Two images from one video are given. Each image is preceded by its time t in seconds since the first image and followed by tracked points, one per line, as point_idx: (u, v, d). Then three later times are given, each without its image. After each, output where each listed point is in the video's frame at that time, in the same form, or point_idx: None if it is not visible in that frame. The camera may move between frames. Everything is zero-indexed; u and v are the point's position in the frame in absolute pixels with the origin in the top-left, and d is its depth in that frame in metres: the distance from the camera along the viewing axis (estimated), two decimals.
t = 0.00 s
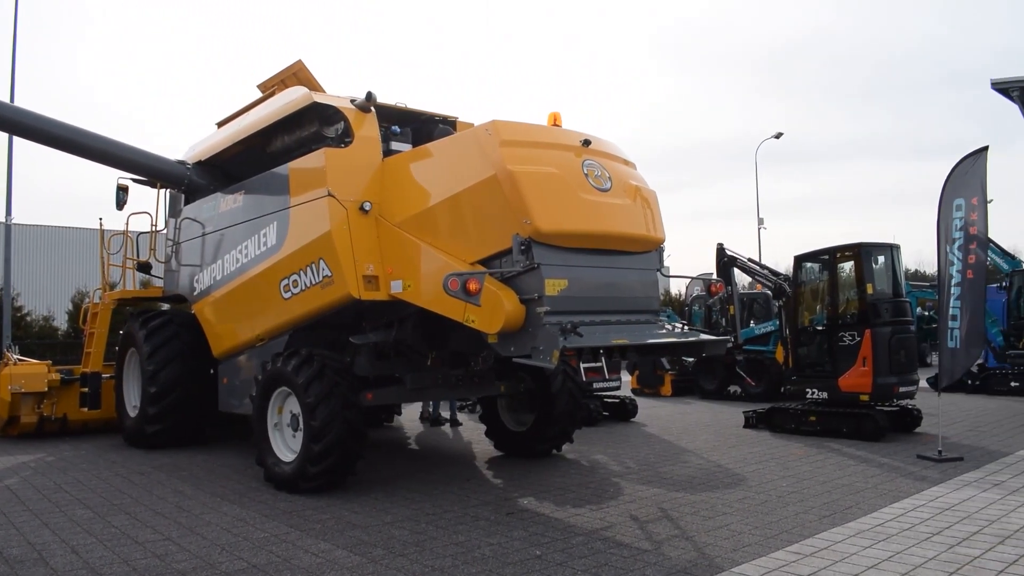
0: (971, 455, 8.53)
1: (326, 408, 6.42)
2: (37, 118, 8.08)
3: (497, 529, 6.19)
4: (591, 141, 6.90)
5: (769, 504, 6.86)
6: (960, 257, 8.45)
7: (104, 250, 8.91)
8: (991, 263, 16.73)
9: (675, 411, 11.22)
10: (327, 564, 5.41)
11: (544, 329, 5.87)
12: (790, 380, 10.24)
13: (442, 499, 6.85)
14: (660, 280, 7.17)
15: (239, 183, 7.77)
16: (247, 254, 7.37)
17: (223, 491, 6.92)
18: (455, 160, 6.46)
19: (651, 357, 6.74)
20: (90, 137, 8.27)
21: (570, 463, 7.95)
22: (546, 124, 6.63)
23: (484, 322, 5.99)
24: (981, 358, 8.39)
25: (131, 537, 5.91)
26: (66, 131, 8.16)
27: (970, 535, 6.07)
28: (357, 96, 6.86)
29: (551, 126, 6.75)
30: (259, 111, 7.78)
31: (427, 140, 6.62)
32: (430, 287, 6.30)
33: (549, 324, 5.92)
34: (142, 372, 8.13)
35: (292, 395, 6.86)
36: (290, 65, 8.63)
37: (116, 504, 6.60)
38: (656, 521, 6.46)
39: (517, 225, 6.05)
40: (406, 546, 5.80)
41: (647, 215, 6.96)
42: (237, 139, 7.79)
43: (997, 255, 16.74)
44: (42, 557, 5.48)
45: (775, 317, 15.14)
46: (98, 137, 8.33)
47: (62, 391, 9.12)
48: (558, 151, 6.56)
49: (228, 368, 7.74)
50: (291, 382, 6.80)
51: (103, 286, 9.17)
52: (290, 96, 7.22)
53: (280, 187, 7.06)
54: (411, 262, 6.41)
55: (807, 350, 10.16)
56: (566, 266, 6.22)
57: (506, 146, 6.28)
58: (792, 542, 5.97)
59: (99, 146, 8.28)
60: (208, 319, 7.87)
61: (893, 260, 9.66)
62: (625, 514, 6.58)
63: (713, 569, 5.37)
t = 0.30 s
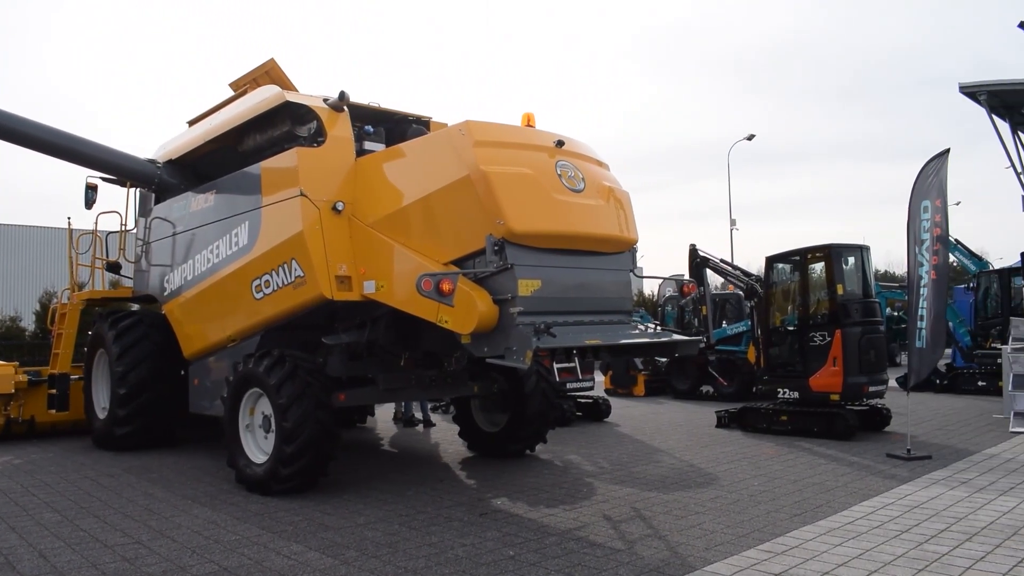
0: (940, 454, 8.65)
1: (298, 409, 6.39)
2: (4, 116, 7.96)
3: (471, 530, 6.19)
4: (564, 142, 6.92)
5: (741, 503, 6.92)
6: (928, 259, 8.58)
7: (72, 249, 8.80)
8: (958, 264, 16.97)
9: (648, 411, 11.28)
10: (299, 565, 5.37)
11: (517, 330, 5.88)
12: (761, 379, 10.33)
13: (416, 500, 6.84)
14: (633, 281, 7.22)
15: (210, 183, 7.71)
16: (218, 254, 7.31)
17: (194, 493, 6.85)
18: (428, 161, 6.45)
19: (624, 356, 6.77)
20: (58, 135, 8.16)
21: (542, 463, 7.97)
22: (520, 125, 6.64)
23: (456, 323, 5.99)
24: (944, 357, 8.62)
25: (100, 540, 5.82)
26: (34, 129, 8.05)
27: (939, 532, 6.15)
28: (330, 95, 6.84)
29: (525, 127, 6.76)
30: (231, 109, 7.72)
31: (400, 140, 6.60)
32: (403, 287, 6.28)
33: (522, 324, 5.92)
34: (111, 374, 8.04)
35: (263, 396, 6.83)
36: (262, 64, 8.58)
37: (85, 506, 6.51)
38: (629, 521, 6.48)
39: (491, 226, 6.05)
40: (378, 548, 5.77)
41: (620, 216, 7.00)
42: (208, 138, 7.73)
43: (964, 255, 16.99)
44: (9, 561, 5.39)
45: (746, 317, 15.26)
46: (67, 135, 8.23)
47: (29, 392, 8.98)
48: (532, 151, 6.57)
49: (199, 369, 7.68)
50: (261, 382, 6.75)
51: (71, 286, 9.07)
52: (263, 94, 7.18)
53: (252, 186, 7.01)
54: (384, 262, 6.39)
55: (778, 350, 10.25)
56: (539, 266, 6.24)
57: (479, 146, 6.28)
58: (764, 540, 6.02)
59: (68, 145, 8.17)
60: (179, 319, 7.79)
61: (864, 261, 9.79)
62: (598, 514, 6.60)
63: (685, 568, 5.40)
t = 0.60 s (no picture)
0: (909, 452, 8.77)
1: (270, 410, 6.35)
2: None
3: (445, 531, 6.17)
4: (538, 142, 6.94)
5: (713, 502, 6.97)
6: (899, 260, 8.73)
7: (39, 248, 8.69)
8: (927, 265, 17.21)
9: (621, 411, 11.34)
10: (271, 568, 5.33)
11: (491, 330, 5.88)
12: (734, 379, 10.42)
13: (389, 500, 6.82)
14: (606, 281, 7.25)
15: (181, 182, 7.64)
16: (189, 253, 7.24)
17: (164, 496, 6.77)
18: (401, 161, 6.44)
19: (597, 357, 6.76)
20: (26, 133, 8.03)
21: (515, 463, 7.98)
22: (493, 125, 6.64)
23: (430, 323, 5.97)
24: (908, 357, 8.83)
25: (68, 543, 5.74)
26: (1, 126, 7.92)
27: (907, 529, 6.24)
28: (303, 94, 6.81)
29: (498, 127, 6.76)
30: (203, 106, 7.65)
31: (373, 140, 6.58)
32: (376, 288, 6.26)
33: (495, 324, 5.93)
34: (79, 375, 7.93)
35: (234, 397, 6.77)
36: (234, 62, 8.51)
37: (53, 510, 6.42)
38: (602, 521, 6.50)
39: (464, 226, 6.05)
40: (351, 549, 5.74)
41: (593, 217, 7.03)
42: (179, 137, 7.65)
43: (932, 256, 17.24)
44: None
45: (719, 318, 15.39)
46: (34, 133, 8.10)
47: None
48: (505, 152, 6.58)
49: (169, 370, 7.61)
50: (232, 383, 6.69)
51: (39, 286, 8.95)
52: (236, 93, 7.12)
53: (223, 185, 6.95)
54: (357, 262, 6.36)
55: (750, 349, 10.35)
56: (513, 267, 6.24)
57: (453, 146, 6.27)
58: (736, 539, 6.07)
59: (35, 142, 8.05)
60: (149, 320, 7.71)
61: (834, 262, 9.91)
62: (571, 514, 6.62)
63: (658, 567, 5.43)
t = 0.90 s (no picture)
0: (881, 451, 8.87)
1: (243, 411, 6.30)
2: None
3: (421, 532, 6.15)
4: (513, 143, 6.94)
5: (688, 501, 7.02)
6: (876, 262, 8.79)
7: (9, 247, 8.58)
8: (900, 266, 17.42)
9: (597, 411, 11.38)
10: (246, 570, 5.29)
11: (466, 330, 5.88)
12: (709, 379, 10.49)
13: (364, 501, 6.80)
14: (582, 281, 7.27)
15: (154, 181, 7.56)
16: (161, 253, 7.17)
17: (136, 498, 6.70)
18: (377, 160, 6.42)
19: (573, 356, 6.77)
20: None
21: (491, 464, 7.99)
22: (469, 125, 6.64)
23: (405, 324, 5.96)
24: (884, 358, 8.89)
25: (39, 547, 5.65)
26: None
27: (880, 527, 6.31)
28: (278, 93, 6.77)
29: (474, 127, 6.77)
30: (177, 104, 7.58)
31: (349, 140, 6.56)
32: (351, 288, 6.23)
33: (471, 325, 5.93)
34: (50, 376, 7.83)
35: (207, 399, 6.72)
36: (208, 60, 8.44)
37: (23, 513, 6.33)
38: (577, 521, 6.51)
39: (440, 227, 6.04)
40: (326, 550, 5.71)
41: (569, 217, 7.05)
42: (152, 135, 7.57)
43: (904, 257, 17.43)
44: None
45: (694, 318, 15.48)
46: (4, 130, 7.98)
47: None
48: (481, 152, 6.58)
49: (142, 370, 7.54)
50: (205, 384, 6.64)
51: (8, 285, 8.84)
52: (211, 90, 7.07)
53: (196, 184, 6.90)
54: (332, 262, 6.34)
55: (725, 350, 10.43)
56: (489, 268, 6.25)
57: (429, 147, 6.26)
58: (711, 538, 6.10)
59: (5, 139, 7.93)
60: (121, 320, 7.63)
61: (808, 263, 10.00)
62: (547, 514, 6.63)
63: (634, 566, 5.45)
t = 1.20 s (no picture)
0: (848, 450, 9.00)
1: (210, 413, 6.23)
2: None
3: (390, 533, 6.13)
4: (483, 143, 6.95)
5: (658, 501, 7.07)
6: (846, 262, 8.89)
7: None
8: (866, 267, 17.67)
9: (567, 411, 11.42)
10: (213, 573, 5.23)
11: (436, 331, 5.87)
12: (678, 379, 10.56)
13: (333, 503, 6.76)
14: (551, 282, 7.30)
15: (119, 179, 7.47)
16: (127, 252, 7.08)
17: (100, 501, 6.61)
18: (346, 160, 6.39)
19: (542, 357, 6.80)
20: None
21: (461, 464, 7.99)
22: (439, 126, 6.64)
23: (374, 324, 5.94)
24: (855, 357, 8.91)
25: None
26: None
27: (845, 525, 6.40)
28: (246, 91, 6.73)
29: (444, 128, 6.76)
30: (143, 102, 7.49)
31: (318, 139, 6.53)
32: (320, 288, 6.20)
33: (441, 325, 5.92)
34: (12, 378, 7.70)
35: (173, 400, 6.65)
36: (174, 58, 8.37)
37: None
38: (547, 521, 6.53)
39: (409, 226, 6.03)
40: (295, 552, 5.68)
41: (539, 218, 7.08)
42: (118, 132, 7.48)
43: (871, 258, 17.69)
44: None
45: (664, 318, 15.59)
46: None
47: None
48: (451, 152, 6.58)
49: (107, 372, 7.44)
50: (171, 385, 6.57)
51: None
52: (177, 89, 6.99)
53: (163, 183, 6.82)
54: (300, 262, 6.30)
55: (694, 350, 10.51)
56: (458, 268, 6.24)
57: (398, 146, 6.25)
58: (680, 537, 6.15)
59: None
60: (85, 320, 7.52)
61: (775, 263, 10.13)
62: (517, 514, 6.64)
63: (602, 565, 5.48)
